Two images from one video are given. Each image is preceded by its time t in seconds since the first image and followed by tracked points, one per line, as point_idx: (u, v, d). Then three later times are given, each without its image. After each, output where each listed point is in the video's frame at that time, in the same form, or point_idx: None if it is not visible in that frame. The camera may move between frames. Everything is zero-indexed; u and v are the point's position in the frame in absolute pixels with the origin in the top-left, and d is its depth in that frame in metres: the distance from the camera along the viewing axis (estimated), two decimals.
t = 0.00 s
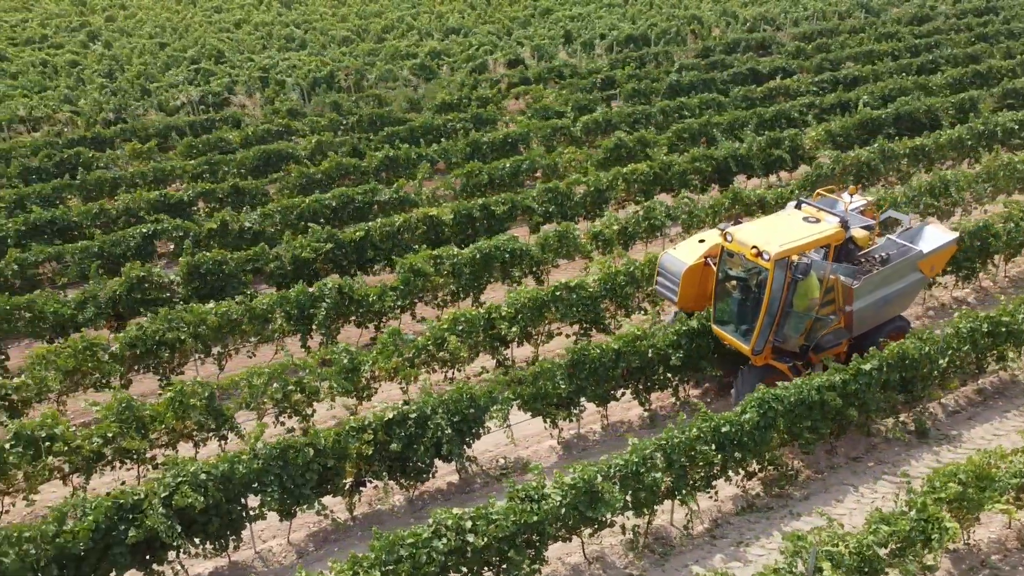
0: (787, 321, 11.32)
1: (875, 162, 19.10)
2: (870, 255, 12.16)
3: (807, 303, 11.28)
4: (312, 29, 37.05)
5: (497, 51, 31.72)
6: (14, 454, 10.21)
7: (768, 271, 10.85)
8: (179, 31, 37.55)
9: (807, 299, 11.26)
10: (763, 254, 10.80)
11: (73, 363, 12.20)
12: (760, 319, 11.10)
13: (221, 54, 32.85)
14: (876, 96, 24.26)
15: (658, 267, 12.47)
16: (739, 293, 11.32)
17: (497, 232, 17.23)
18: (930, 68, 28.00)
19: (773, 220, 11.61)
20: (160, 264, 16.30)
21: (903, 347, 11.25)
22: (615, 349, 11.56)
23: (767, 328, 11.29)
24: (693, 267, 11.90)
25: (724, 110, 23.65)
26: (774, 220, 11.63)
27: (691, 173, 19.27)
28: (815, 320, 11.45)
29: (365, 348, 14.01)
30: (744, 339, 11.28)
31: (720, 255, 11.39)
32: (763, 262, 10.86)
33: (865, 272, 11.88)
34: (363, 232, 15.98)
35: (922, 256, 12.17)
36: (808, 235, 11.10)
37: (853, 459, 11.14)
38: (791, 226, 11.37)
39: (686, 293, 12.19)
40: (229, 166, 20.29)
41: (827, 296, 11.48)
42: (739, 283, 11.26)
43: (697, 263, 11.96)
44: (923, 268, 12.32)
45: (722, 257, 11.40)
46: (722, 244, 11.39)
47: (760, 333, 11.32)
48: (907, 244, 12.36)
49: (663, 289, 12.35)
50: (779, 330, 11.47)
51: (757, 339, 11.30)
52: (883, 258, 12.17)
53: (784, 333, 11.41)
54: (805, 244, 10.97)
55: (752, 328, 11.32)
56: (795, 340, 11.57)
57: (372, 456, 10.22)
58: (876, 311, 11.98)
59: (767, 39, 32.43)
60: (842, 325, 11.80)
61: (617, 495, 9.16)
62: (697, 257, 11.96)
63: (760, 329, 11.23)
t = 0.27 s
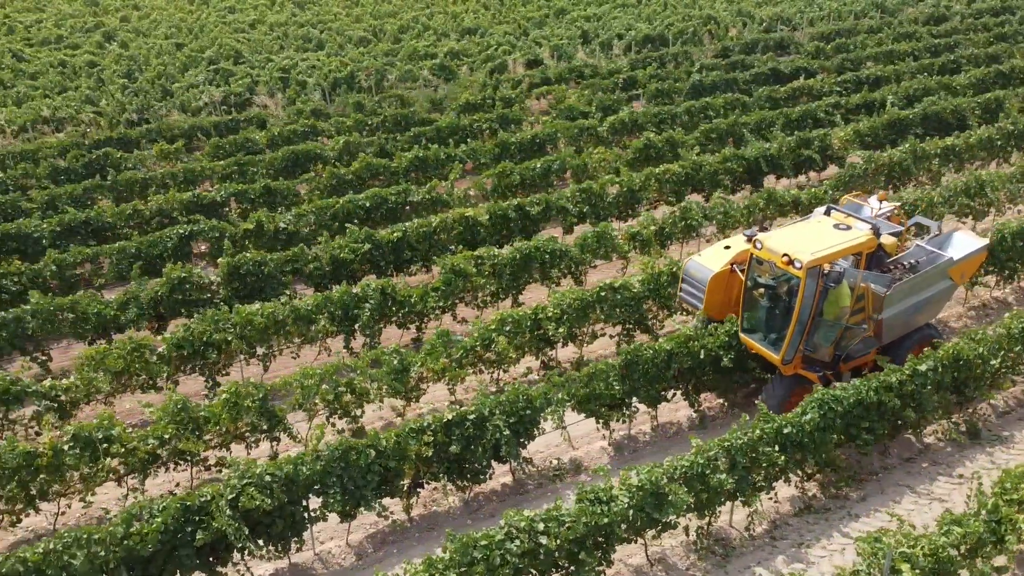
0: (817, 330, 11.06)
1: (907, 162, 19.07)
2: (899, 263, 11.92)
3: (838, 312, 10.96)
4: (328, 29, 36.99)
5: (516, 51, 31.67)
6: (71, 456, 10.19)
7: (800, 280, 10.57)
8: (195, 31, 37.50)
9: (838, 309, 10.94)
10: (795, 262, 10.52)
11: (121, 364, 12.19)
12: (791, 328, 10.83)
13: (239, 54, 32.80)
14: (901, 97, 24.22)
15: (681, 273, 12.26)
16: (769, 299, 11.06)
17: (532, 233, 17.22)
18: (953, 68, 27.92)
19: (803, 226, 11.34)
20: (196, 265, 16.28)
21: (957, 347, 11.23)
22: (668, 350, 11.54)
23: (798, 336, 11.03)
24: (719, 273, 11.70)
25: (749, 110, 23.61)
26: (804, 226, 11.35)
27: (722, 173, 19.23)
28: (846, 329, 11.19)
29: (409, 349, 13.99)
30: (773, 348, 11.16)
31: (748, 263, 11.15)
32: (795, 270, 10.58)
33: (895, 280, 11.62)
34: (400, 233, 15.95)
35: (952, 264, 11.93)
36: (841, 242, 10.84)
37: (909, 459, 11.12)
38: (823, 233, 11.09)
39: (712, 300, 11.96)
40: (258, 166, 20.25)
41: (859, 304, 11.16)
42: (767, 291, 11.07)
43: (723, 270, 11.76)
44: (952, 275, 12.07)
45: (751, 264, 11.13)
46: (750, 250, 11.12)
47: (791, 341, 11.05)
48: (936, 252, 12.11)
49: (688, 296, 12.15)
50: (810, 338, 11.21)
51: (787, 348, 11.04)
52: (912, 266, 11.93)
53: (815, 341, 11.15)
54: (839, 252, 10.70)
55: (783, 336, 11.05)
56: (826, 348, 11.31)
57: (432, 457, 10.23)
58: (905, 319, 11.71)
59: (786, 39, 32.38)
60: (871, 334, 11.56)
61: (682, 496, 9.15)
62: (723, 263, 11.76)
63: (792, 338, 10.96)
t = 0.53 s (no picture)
0: (825, 340, 10.84)
1: (928, 161, 19.04)
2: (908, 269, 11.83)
3: (847, 321, 10.71)
4: (338, 29, 36.99)
5: (528, 51, 31.68)
6: (106, 457, 10.15)
7: (809, 288, 10.35)
8: (205, 31, 37.48)
9: (847, 317, 10.73)
10: (803, 270, 10.30)
11: (151, 365, 12.19)
12: (799, 338, 10.57)
13: (251, 54, 32.82)
14: (917, 96, 24.21)
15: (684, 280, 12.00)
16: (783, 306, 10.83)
17: (553, 233, 17.20)
18: (967, 67, 27.90)
19: (808, 234, 11.13)
20: (219, 266, 16.28)
21: (990, 347, 11.22)
22: (700, 350, 11.52)
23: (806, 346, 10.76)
24: (725, 281, 11.44)
25: (765, 109, 23.60)
26: (810, 234, 11.14)
27: (742, 172, 19.23)
28: (855, 338, 10.95)
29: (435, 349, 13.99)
30: (780, 357, 10.88)
31: (755, 271, 10.92)
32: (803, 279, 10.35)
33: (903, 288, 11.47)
34: (423, 234, 15.95)
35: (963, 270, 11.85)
36: (849, 251, 10.65)
37: (942, 459, 11.12)
38: (830, 241, 10.88)
39: (717, 309, 11.69)
40: (276, 167, 20.24)
41: (867, 312, 10.97)
42: (774, 299, 10.83)
43: (728, 278, 11.48)
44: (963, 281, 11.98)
45: (757, 273, 10.90)
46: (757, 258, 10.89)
47: (800, 351, 10.78)
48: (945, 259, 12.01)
49: (692, 304, 11.87)
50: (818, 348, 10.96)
51: (795, 358, 10.76)
52: (920, 272, 11.82)
53: (823, 351, 10.89)
54: (846, 260, 10.50)
55: (791, 347, 10.78)
56: (833, 359, 11.05)
57: (468, 458, 10.24)
58: (913, 327, 11.53)
59: (797, 39, 32.37)
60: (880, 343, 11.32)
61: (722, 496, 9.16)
62: (728, 271, 11.50)
63: (799, 348, 10.70)
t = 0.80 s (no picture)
0: (806, 350, 10.70)
1: (931, 161, 19.00)
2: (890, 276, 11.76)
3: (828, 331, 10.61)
4: (338, 29, 36.96)
5: (529, 51, 31.64)
6: (111, 460, 10.12)
7: (788, 297, 10.26)
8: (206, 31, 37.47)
9: (828, 328, 10.57)
10: (781, 280, 10.21)
11: (154, 367, 12.17)
12: (778, 348, 10.50)
13: (252, 55, 32.81)
14: (919, 96, 24.16)
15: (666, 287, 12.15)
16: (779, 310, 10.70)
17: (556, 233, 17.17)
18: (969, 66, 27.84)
19: (790, 242, 11.03)
20: (221, 267, 16.26)
21: (996, 347, 11.17)
22: (705, 350, 11.46)
23: (786, 356, 10.70)
24: (705, 288, 11.58)
25: (768, 109, 23.57)
26: (791, 242, 11.04)
27: (744, 172, 19.19)
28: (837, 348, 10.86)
29: (438, 350, 13.96)
30: (760, 368, 10.83)
31: (734, 279, 10.84)
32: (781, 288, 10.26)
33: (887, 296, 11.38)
34: (426, 234, 15.92)
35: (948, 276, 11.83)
36: (829, 259, 10.53)
37: (947, 458, 11.09)
38: (811, 249, 10.78)
39: (696, 316, 11.83)
40: (279, 168, 20.23)
41: (849, 322, 10.81)
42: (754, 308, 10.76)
43: (708, 286, 11.62)
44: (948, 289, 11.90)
45: (737, 281, 10.82)
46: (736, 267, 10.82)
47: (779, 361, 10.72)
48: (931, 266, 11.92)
49: (673, 311, 12.03)
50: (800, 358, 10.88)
51: (774, 369, 10.71)
52: (903, 280, 11.73)
53: (804, 362, 10.82)
54: (826, 269, 10.40)
55: (771, 357, 10.73)
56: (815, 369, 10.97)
57: (474, 457, 10.23)
58: (897, 336, 11.46)
59: (799, 39, 32.33)
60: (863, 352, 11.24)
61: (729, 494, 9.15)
62: (709, 279, 11.65)
63: (779, 358, 10.64)
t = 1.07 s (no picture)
0: (778, 359, 10.96)
1: (931, 161, 18.97)
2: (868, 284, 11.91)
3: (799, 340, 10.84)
4: (338, 29, 36.95)
5: (529, 51, 31.62)
6: (109, 460, 10.14)
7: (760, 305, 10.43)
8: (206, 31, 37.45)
9: (799, 337, 10.87)
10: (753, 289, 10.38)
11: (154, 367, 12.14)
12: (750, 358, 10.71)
13: (252, 54, 32.80)
14: (920, 96, 24.12)
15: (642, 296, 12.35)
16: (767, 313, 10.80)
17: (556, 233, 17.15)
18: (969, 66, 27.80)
19: (764, 249, 11.22)
20: (221, 267, 16.25)
21: (996, 346, 11.14)
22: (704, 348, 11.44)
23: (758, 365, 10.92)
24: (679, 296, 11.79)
25: (768, 109, 23.56)
26: (764, 249, 11.24)
27: (744, 172, 19.16)
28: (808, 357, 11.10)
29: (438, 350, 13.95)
30: (733, 377, 11.05)
31: (708, 288, 11.04)
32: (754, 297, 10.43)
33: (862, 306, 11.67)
34: (425, 235, 15.90)
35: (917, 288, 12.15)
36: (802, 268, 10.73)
37: (947, 458, 11.07)
38: (783, 257, 10.98)
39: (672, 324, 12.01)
40: (278, 168, 20.21)
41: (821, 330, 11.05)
42: (729, 315, 10.94)
43: (682, 293, 11.81)
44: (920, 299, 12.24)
45: (711, 289, 11.01)
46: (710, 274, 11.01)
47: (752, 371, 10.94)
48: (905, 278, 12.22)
49: (649, 319, 12.22)
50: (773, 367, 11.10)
51: (747, 378, 10.93)
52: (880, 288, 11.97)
53: (776, 371, 11.04)
54: (798, 277, 10.59)
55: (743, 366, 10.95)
56: (788, 378, 11.20)
57: (474, 459, 10.20)
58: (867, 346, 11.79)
59: (799, 38, 32.29)
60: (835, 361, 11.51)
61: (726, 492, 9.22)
62: (684, 286, 11.85)
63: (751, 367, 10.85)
